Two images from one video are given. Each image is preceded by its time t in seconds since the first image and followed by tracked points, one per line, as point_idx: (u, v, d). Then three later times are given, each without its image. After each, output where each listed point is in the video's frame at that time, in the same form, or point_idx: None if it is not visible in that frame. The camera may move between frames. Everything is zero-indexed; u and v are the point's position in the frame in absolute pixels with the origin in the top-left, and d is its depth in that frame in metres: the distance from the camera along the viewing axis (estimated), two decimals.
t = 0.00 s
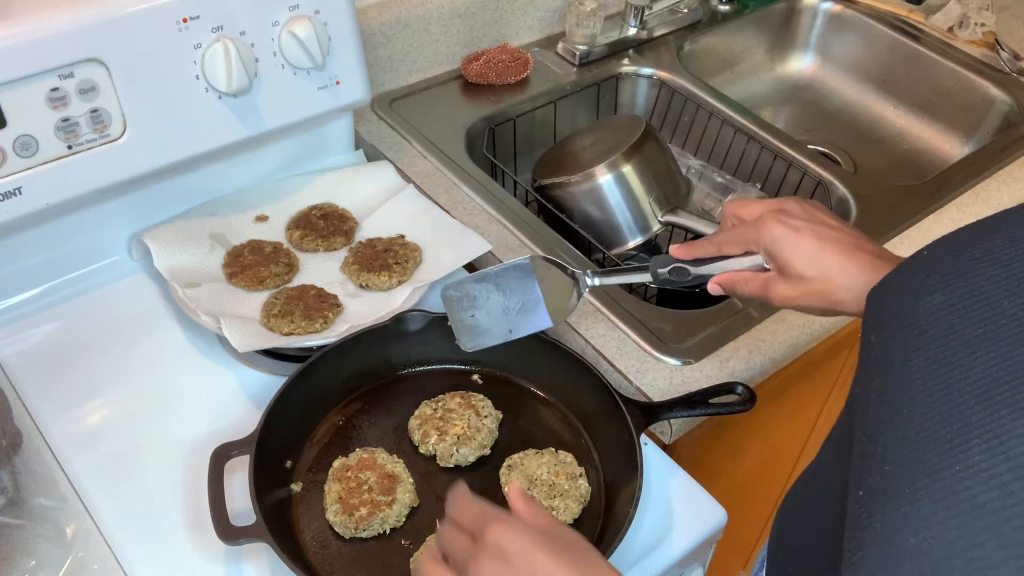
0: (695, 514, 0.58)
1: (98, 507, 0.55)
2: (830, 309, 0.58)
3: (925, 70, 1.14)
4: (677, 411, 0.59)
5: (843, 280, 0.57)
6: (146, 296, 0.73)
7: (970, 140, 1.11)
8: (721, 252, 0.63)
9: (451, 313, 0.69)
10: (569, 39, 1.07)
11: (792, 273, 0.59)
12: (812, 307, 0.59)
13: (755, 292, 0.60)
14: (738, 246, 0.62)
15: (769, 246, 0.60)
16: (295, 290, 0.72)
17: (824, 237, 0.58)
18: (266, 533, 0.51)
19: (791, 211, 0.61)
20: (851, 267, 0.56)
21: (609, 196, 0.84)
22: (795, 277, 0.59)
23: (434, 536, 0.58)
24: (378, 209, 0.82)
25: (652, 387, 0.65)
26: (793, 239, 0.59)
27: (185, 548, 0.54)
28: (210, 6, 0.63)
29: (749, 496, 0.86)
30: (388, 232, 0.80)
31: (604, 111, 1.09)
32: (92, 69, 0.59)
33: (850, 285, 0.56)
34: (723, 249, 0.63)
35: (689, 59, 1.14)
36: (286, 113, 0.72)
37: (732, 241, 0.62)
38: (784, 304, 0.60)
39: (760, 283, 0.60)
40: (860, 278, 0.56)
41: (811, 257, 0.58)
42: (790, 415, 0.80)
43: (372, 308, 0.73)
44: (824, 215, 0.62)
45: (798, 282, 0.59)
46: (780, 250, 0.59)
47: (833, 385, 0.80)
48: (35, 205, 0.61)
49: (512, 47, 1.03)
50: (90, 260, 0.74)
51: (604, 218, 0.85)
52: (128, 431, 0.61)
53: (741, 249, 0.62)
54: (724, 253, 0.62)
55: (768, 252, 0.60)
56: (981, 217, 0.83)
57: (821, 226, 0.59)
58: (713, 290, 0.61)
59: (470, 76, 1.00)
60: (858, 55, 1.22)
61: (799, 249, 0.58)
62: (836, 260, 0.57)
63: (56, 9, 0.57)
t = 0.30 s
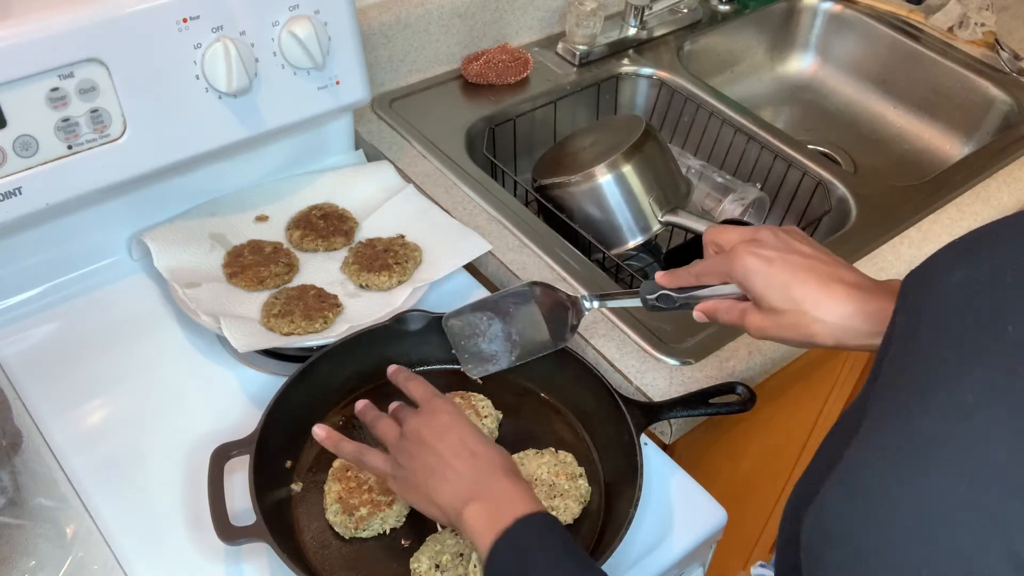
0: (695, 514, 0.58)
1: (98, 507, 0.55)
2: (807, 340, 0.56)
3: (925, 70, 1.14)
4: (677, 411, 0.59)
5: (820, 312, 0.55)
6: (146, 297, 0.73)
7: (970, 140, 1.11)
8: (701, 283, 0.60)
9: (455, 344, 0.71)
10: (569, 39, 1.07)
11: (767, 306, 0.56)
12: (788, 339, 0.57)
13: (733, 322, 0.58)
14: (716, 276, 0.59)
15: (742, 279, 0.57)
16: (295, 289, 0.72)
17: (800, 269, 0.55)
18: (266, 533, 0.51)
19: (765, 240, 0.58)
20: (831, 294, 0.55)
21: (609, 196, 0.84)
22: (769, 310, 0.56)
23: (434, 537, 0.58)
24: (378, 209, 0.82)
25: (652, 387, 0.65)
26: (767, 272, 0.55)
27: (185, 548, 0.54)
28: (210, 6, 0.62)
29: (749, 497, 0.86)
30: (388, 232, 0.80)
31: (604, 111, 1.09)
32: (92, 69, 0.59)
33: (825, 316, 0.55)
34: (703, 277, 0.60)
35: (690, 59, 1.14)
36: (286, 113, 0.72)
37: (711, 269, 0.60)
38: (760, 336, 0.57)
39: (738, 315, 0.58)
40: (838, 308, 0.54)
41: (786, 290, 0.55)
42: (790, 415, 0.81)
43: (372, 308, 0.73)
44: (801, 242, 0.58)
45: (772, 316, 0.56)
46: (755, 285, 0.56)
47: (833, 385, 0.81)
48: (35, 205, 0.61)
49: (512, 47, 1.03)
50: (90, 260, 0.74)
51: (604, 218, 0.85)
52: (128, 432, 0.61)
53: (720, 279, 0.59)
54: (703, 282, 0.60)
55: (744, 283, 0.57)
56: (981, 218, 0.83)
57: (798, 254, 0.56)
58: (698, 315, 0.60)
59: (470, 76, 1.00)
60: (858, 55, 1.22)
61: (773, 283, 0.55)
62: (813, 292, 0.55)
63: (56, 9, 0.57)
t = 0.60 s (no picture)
0: (695, 514, 0.58)
1: (98, 507, 0.55)
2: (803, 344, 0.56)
3: (926, 70, 1.14)
4: (677, 411, 0.59)
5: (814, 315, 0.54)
6: (146, 296, 0.73)
7: (970, 140, 1.11)
8: (695, 290, 0.60)
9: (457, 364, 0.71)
10: (569, 39, 1.07)
11: (761, 310, 0.56)
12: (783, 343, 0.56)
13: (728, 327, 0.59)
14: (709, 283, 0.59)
15: (736, 284, 0.57)
16: (295, 290, 0.72)
17: (792, 273, 0.55)
18: (266, 533, 0.51)
19: (758, 245, 0.58)
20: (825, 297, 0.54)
21: (609, 196, 0.84)
22: (763, 314, 0.56)
23: (434, 537, 0.58)
24: (377, 209, 0.82)
25: (652, 387, 0.65)
26: (760, 277, 0.56)
27: (184, 548, 0.54)
28: (210, 6, 0.62)
29: (750, 497, 0.86)
30: (388, 232, 0.80)
31: (604, 111, 1.09)
32: (92, 69, 0.59)
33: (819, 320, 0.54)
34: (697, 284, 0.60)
35: (689, 59, 1.14)
36: (286, 113, 0.72)
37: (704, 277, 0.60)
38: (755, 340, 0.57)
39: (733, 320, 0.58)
40: (833, 310, 0.54)
41: (779, 294, 0.55)
42: (791, 415, 0.81)
43: (372, 308, 0.73)
44: (794, 247, 0.58)
45: (766, 320, 0.56)
46: (748, 290, 0.56)
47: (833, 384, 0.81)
48: (35, 205, 0.61)
49: (512, 47, 1.03)
50: (89, 260, 0.74)
51: (604, 218, 0.85)
52: (128, 432, 0.60)
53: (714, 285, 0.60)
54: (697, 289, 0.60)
55: (738, 288, 0.57)
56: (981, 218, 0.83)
57: (790, 258, 0.56)
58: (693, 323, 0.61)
59: (470, 76, 1.00)
60: (858, 55, 1.21)
61: (766, 288, 0.55)
62: (806, 295, 0.54)
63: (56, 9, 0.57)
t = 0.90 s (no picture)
0: (695, 514, 0.58)
1: (98, 507, 0.55)
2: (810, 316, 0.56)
3: (926, 70, 1.14)
4: (677, 410, 0.59)
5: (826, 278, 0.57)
6: (146, 296, 0.73)
7: (970, 140, 1.11)
8: (708, 263, 0.64)
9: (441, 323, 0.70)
10: (569, 39, 1.06)
11: (778, 268, 0.60)
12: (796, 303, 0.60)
13: (740, 295, 0.62)
14: (725, 256, 0.63)
15: (751, 248, 0.62)
16: (295, 289, 0.72)
17: (805, 236, 0.60)
18: (266, 533, 0.51)
19: (774, 215, 0.63)
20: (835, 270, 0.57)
21: (609, 196, 0.84)
22: (779, 273, 0.60)
23: (433, 537, 0.58)
24: (377, 209, 0.82)
25: (652, 387, 0.65)
26: (773, 240, 0.60)
27: (184, 548, 0.54)
28: (210, 6, 0.62)
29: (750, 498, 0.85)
30: (388, 232, 0.80)
31: (604, 111, 1.09)
32: (92, 69, 0.59)
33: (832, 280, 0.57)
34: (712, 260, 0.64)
35: (690, 59, 1.14)
36: (286, 113, 0.72)
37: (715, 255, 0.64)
38: (767, 304, 0.61)
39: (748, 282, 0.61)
40: (844, 273, 0.57)
41: (794, 253, 0.59)
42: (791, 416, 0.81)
43: (372, 308, 0.73)
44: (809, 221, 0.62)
45: (782, 279, 0.59)
46: (764, 250, 0.60)
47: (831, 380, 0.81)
48: (35, 205, 0.61)
49: (512, 47, 1.03)
50: (90, 260, 0.74)
51: (604, 218, 0.85)
52: (128, 432, 0.60)
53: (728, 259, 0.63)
54: (711, 264, 0.64)
55: (755, 251, 0.61)
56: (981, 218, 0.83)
57: (804, 227, 0.61)
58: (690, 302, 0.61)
59: (470, 76, 1.00)
60: (858, 55, 1.21)
61: (782, 248, 0.60)
62: (819, 258, 0.58)
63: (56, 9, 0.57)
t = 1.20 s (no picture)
0: (695, 514, 0.58)
1: (98, 507, 0.55)
2: (809, 318, 0.56)
3: (926, 70, 1.14)
4: (677, 411, 0.59)
5: (771, 300, 0.57)
6: (146, 297, 0.73)
7: (970, 140, 1.11)
8: (653, 310, 0.64)
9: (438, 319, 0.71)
10: (569, 39, 1.06)
11: (715, 300, 0.59)
12: (740, 333, 0.59)
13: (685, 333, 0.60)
14: (665, 299, 0.63)
15: (688, 283, 0.62)
16: (295, 289, 0.72)
17: (736, 269, 0.60)
18: (266, 533, 0.51)
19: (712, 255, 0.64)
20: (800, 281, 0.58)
21: (609, 196, 0.84)
22: (717, 306, 0.59)
23: (433, 537, 0.58)
24: (378, 209, 0.82)
25: (652, 387, 0.65)
26: (709, 272, 0.61)
27: (184, 548, 0.54)
28: (210, 6, 0.62)
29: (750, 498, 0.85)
30: (388, 232, 0.80)
31: (604, 111, 1.09)
32: (92, 69, 0.59)
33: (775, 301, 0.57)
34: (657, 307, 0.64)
35: (689, 59, 1.14)
36: (286, 113, 0.72)
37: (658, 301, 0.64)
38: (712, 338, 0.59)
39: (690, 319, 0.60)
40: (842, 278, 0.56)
41: (726, 284, 0.59)
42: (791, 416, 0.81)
43: (372, 308, 0.73)
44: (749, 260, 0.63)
45: (719, 310, 0.59)
46: (698, 284, 0.61)
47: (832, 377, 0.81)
48: (35, 205, 0.61)
49: (512, 48, 1.03)
50: (90, 260, 0.74)
51: (604, 218, 0.85)
52: (129, 432, 0.60)
53: (671, 302, 0.63)
54: (656, 310, 0.64)
55: (690, 288, 0.62)
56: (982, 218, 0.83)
57: (734, 261, 0.61)
58: (639, 346, 0.58)
59: (470, 76, 1.00)
60: (858, 55, 1.21)
61: (714, 282, 0.60)
62: (755, 284, 0.58)
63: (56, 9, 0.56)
